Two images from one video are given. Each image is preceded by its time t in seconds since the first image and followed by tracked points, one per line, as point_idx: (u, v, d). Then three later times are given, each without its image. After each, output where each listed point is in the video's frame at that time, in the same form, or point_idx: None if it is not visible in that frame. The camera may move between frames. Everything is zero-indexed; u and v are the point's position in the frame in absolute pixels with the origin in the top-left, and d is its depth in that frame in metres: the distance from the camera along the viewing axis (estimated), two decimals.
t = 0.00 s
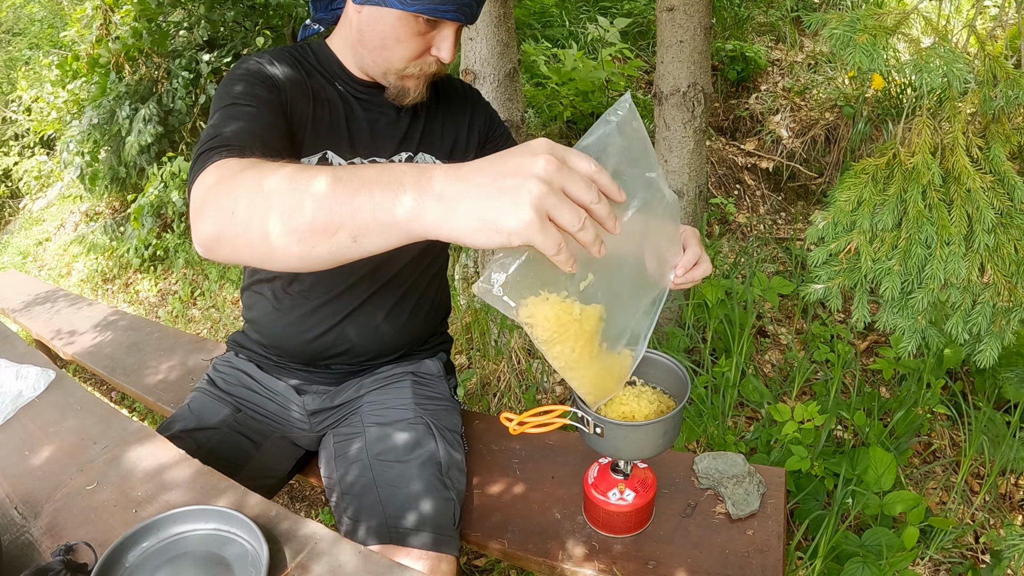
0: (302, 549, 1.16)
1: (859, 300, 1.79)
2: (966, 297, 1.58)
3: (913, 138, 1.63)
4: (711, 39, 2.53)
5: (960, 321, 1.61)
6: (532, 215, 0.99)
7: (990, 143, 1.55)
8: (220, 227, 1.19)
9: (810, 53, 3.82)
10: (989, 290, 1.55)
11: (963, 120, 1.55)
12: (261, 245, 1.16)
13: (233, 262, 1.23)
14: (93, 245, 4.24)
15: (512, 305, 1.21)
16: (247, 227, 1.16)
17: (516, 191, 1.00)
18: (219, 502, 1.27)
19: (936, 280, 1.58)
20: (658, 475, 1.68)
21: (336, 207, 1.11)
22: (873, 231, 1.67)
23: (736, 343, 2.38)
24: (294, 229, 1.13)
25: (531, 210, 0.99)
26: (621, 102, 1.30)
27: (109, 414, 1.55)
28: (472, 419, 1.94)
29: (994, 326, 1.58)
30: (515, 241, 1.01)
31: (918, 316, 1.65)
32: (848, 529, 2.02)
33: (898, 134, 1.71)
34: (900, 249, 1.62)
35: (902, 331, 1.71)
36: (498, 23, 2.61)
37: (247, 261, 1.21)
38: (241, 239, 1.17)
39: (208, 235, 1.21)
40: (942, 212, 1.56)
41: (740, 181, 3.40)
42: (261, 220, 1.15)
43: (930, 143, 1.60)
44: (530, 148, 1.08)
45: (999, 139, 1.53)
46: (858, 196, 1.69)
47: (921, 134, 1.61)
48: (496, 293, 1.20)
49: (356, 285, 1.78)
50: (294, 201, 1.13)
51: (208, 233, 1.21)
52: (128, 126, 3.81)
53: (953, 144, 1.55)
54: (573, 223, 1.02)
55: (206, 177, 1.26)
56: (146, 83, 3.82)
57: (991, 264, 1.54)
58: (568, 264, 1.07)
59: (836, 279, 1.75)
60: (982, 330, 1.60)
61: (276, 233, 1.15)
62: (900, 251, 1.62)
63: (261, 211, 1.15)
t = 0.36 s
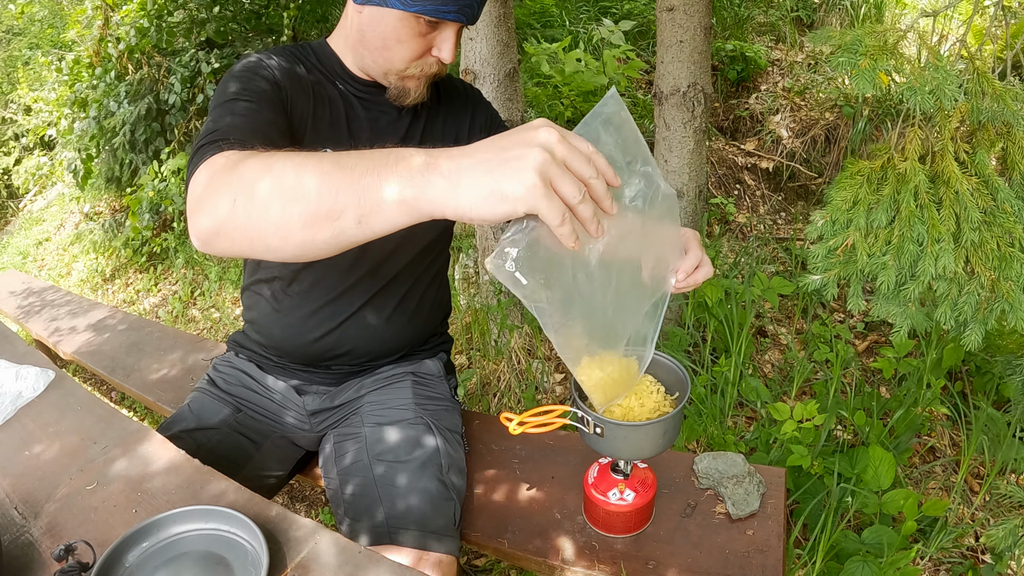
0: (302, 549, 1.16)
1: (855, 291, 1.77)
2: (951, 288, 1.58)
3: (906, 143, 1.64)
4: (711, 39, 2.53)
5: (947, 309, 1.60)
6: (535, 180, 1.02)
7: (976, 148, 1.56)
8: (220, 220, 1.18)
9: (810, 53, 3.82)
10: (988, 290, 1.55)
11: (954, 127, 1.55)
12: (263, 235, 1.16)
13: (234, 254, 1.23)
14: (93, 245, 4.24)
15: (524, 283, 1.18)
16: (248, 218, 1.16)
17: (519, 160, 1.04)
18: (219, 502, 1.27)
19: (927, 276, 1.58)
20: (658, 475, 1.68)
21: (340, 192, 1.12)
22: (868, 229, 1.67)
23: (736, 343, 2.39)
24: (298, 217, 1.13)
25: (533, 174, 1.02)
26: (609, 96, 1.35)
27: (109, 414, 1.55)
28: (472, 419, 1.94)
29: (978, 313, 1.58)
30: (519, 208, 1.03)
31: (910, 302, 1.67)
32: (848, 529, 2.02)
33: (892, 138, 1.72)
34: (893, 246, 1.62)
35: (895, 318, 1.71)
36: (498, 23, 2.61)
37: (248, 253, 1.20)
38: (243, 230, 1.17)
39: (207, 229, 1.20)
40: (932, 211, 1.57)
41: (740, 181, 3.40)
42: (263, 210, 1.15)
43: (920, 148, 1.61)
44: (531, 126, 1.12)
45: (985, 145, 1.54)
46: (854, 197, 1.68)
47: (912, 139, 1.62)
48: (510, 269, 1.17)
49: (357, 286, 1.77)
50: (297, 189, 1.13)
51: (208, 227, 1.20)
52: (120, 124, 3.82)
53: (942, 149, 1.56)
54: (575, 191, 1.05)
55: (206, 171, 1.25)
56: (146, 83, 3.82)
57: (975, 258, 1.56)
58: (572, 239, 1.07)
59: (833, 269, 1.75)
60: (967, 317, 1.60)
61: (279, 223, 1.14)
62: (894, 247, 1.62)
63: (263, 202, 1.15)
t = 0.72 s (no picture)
0: (302, 549, 1.16)
1: (841, 283, 1.81)
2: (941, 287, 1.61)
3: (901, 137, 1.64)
4: (710, 39, 2.54)
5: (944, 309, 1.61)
6: (551, 159, 1.05)
7: (974, 145, 1.55)
8: (229, 209, 1.18)
9: (810, 53, 3.82)
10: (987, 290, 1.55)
11: (949, 124, 1.55)
12: (274, 224, 1.16)
13: (241, 246, 1.23)
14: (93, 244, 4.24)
15: (529, 259, 1.20)
16: (258, 207, 1.16)
17: (534, 140, 1.06)
18: (219, 502, 1.27)
19: (912, 270, 1.62)
20: (659, 475, 1.68)
21: (354, 177, 1.13)
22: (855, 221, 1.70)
23: (736, 343, 2.39)
24: (310, 203, 1.14)
25: (549, 153, 1.05)
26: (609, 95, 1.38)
27: (109, 414, 1.55)
28: (472, 418, 1.94)
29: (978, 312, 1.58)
30: (535, 186, 1.06)
31: (897, 300, 1.69)
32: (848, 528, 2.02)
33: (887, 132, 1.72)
34: (880, 240, 1.65)
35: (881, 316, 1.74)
36: (498, 23, 2.61)
37: (257, 244, 1.20)
38: (252, 219, 1.17)
39: (215, 221, 1.20)
40: (922, 206, 1.58)
41: (740, 181, 3.40)
42: (274, 197, 1.15)
43: (916, 141, 1.61)
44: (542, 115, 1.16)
45: (983, 143, 1.53)
46: (845, 186, 1.71)
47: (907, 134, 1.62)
48: (516, 245, 1.19)
49: (357, 285, 1.77)
50: (309, 175, 1.14)
51: (216, 218, 1.20)
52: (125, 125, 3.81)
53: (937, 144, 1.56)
54: (588, 170, 1.07)
55: (215, 162, 1.26)
56: (146, 83, 3.83)
57: (966, 259, 1.57)
58: (583, 221, 1.10)
59: (819, 262, 1.78)
60: (951, 319, 1.63)
61: (291, 210, 1.15)
62: (880, 242, 1.65)
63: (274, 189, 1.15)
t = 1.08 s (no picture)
0: (302, 549, 1.16)
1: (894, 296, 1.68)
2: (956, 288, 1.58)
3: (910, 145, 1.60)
4: (711, 39, 2.54)
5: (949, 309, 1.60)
6: (581, 136, 1.07)
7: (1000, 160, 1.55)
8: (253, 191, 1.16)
9: (810, 53, 3.81)
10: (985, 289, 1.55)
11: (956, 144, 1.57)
12: (297, 207, 1.15)
13: (259, 233, 1.21)
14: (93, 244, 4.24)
15: (541, 232, 1.18)
16: (280, 189, 1.15)
17: (562, 120, 1.09)
18: (219, 502, 1.27)
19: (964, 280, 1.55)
20: (658, 475, 1.69)
21: (384, 157, 1.13)
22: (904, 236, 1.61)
23: (736, 343, 2.39)
24: (337, 184, 1.13)
25: (578, 131, 1.07)
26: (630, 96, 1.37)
27: (109, 414, 1.55)
28: (472, 419, 1.94)
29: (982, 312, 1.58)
30: (567, 164, 1.07)
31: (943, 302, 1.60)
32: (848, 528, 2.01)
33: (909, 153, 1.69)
34: (930, 252, 1.58)
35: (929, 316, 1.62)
36: (498, 23, 2.61)
37: (278, 229, 1.19)
38: (274, 202, 1.15)
39: (233, 206, 1.18)
40: (964, 221, 1.54)
41: (740, 181, 3.40)
42: (300, 177, 1.14)
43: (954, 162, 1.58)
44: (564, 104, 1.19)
45: (1007, 157, 1.54)
46: (890, 207, 1.63)
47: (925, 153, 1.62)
48: (529, 214, 1.17)
49: (358, 285, 1.77)
50: (337, 156, 1.14)
51: (234, 203, 1.18)
52: (125, 124, 3.81)
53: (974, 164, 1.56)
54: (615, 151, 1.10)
55: (234, 147, 1.25)
56: (146, 83, 3.82)
57: (1005, 258, 1.54)
58: (611, 201, 1.11)
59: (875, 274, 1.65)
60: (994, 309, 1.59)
61: (317, 192, 1.14)
62: (930, 253, 1.58)
63: (299, 170, 1.14)
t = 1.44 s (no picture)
0: (302, 549, 1.16)
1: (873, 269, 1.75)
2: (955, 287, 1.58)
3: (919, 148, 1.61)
4: (710, 39, 2.54)
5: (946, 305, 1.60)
6: (600, 131, 1.08)
7: (981, 155, 1.55)
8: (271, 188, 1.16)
9: (810, 53, 3.82)
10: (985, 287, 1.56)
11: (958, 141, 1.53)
12: (318, 204, 1.15)
13: (276, 230, 1.21)
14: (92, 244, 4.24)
15: (562, 231, 1.18)
16: (300, 186, 1.14)
17: (582, 117, 1.10)
18: (220, 502, 1.27)
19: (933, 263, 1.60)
20: (659, 475, 1.68)
21: (407, 155, 1.13)
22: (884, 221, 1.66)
23: (736, 342, 2.39)
24: (359, 182, 1.13)
25: (598, 126, 1.08)
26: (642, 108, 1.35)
27: (108, 414, 1.55)
28: (472, 419, 1.94)
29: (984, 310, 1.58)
30: (590, 159, 1.08)
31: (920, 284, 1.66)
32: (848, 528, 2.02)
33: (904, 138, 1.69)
34: (906, 236, 1.62)
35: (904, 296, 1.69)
36: (498, 23, 2.61)
37: (297, 227, 1.19)
38: (294, 199, 1.15)
39: (252, 203, 1.18)
40: (939, 211, 1.57)
41: (740, 181, 3.39)
42: (321, 174, 1.14)
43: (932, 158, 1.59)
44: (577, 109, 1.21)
45: (989, 154, 1.53)
46: (874, 188, 1.67)
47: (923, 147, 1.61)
48: (553, 212, 1.17)
49: (358, 285, 1.77)
50: (360, 154, 1.13)
51: (253, 200, 1.18)
52: (124, 124, 3.81)
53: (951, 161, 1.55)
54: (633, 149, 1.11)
55: (251, 145, 1.24)
56: (146, 83, 3.83)
57: (979, 252, 1.57)
58: (631, 199, 1.12)
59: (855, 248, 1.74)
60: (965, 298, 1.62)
61: (338, 190, 1.13)
62: (905, 238, 1.62)
63: (321, 167, 1.14)
